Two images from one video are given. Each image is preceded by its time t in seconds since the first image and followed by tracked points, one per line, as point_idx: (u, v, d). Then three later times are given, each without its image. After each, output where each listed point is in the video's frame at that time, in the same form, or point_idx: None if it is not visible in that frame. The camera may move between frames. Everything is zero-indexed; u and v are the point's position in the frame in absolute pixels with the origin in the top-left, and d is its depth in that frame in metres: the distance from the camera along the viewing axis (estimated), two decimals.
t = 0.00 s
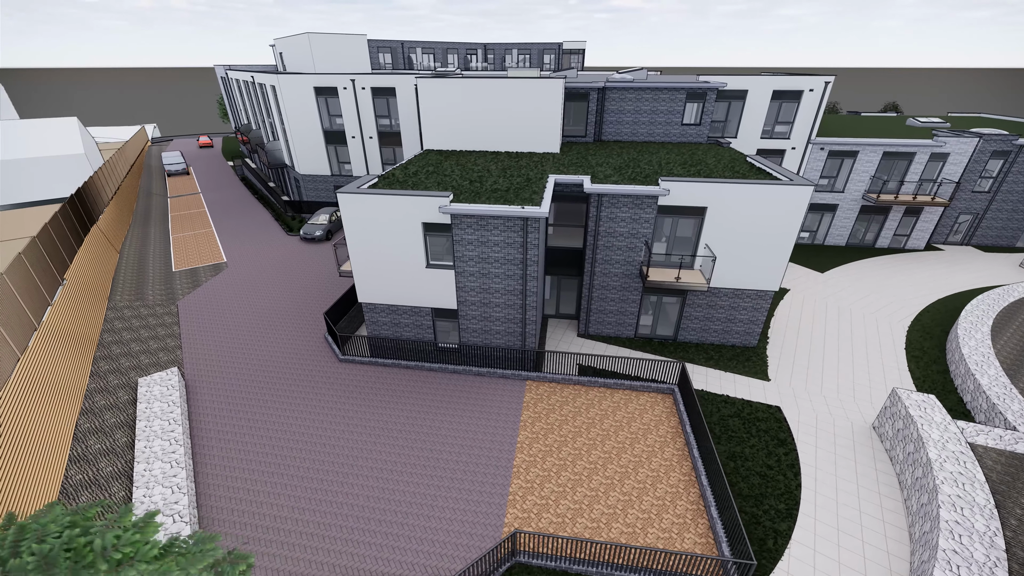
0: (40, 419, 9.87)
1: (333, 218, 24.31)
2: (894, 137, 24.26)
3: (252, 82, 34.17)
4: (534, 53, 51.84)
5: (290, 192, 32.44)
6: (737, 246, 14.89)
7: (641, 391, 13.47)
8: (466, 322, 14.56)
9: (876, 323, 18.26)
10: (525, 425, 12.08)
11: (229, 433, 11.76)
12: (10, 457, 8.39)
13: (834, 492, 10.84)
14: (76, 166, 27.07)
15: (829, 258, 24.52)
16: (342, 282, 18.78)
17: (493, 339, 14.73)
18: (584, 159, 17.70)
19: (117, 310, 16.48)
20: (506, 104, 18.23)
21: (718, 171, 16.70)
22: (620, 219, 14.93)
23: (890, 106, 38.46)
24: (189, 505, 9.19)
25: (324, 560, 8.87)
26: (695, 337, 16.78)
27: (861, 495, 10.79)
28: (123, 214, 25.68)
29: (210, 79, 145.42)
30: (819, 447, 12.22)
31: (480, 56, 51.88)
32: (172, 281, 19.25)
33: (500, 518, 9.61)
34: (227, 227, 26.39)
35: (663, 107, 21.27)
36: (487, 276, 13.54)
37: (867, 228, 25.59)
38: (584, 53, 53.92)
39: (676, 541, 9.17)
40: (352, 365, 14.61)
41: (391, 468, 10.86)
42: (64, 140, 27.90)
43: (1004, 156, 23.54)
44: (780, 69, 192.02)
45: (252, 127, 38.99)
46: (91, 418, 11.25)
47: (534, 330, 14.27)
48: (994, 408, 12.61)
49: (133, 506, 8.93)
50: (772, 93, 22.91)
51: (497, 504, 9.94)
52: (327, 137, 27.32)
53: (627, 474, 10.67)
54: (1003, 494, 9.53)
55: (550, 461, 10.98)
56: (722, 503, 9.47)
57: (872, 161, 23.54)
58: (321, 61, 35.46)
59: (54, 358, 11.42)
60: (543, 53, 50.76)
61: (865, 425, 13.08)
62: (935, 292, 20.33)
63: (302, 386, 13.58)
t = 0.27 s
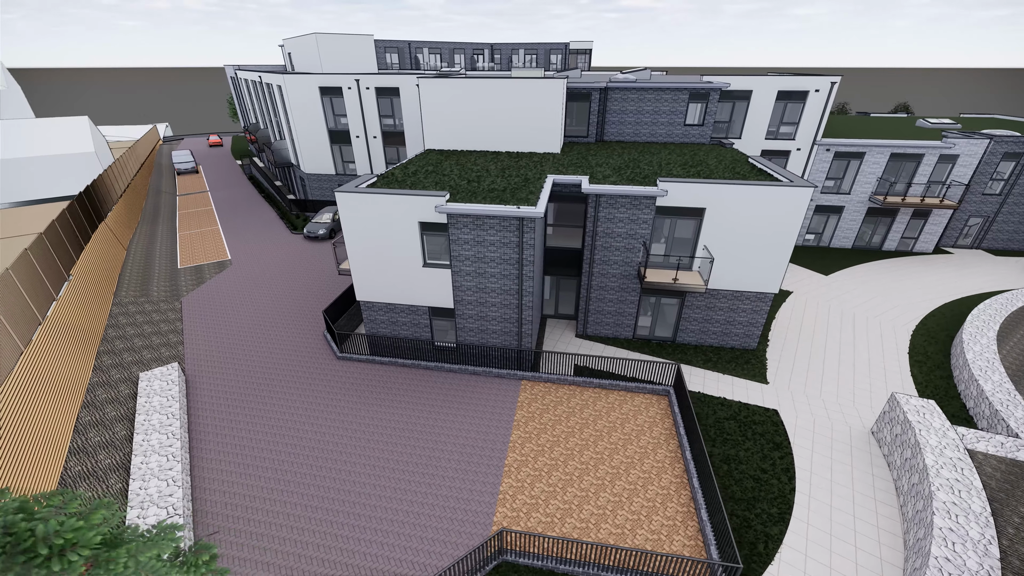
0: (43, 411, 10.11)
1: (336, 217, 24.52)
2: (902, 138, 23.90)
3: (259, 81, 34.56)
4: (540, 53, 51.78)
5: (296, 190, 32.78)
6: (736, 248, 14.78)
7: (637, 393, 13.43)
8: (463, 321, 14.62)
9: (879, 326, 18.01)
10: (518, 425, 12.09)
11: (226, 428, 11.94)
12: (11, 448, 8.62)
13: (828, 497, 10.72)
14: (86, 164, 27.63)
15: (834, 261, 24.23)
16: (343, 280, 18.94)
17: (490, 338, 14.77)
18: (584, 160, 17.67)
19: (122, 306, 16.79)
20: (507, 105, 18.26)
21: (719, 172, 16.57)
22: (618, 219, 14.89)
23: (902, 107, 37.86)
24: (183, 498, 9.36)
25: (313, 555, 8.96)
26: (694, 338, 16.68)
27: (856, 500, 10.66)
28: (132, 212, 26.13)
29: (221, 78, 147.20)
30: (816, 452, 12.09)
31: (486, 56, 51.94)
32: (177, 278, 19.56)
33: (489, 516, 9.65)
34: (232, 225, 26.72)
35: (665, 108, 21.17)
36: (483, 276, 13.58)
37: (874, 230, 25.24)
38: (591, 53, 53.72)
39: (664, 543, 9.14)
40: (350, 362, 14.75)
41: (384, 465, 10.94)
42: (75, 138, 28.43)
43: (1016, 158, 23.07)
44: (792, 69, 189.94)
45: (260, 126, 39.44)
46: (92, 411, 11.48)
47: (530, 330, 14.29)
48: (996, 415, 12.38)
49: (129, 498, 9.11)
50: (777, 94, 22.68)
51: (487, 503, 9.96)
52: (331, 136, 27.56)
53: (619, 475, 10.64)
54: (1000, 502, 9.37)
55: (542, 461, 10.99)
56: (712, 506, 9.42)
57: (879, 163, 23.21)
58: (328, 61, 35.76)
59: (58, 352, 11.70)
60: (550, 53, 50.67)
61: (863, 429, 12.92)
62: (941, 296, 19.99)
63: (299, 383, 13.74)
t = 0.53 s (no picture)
0: (45, 404, 10.35)
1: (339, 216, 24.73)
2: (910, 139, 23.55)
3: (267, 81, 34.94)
4: (547, 53, 51.72)
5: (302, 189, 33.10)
6: (735, 250, 14.69)
7: (632, 394, 13.39)
8: (459, 320, 14.68)
9: (883, 330, 17.77)
10: (511, 424, 12.11)
11: (224, 423, 12.12)
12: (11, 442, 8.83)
13: (822, 501, 10.62)
14: (96, 162, 28.10)
15: (839, 264, 23.95)
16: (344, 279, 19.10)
17: (486, 338, 14.81)
18: (584, 160, 17.65)
19: (127, 302, 17.09)
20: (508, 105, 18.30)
21: (719, 172, 16.45)
22: (616, 220, 14.86)
23: (913, 108, 37.28)
24: (177, 491, 9.51)
25: (303, 549, 9.05)
26: (692, 340, 16.59)
27: (850, 506, 10.54)
28: (140, 210, 26.57)
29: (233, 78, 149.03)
30: (811, 456, 11.97)
31: (493, 56, 52.03)
32: (181, 275, 19.86)
33: (478, 515, 9.68)
34: (238, 223, 27.04)
35: (668, 108, 21.07)
36: (479, 275, 13.64)
37: (880, 232, 24.89)
38: (598, 54, 53.56)
39: (652, 545, 9.11)
40: (348, 360, 14.88)
41: (376, 462, 11.02)
42: (85, 137, 28.92)
43: None
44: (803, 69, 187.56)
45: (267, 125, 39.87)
46: (93, 404, 11.72)
47: (527, 330, 14.30)
48: (998, 421, 12.17)
49: (125, 490, 9.30)
50: (782, 94, 22.46)
51: (476, 501, 10.00)
52: (336, 136, 27.79)
53: (610, 476, 10.62)
54: (997, 511, 9.20)
55: (533, 461, 11.00)
56: (702, 509, 9.37)
57: (886, 164, 22.90)
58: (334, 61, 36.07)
59: (62, 346, 11.96)
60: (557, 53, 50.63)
61: (861, 434, 12.76)
62: (948, 300, 19.67)
63: (297, 380, 13.90)
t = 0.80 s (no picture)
0: (46, 397, 10.55)
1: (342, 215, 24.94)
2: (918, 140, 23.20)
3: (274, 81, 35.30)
4: (553, 53, 51.63)
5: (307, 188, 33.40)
6: (733, 251, 14.58)
7: (627, 395, 13.35)
8: (456, 320, 14.75)
9: (886, 333, 17.53)
10: (504, 423, 12.14)
11: (222, 419, 12.28)
12: (10, 434, 9.00)
13: (815, 506, 10.53)
14: (104, 160, 28.56)
15: (844, 266, 23.66)
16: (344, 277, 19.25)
17: (483, 337, 14.86)
18: (584, 160, 17.62)
19: (131, 298, 17.38)
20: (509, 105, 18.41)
21: (720, 173, 16.33)
22: (613, 221, 14.83)
23: (924, 109, 36.69)
24: (173, 484, 9.64)
25: (294, 543, 9.14)
26: (691, 342, 16.51)
27: (844, 510, 10.44)
28: (148, 208, 27.00)
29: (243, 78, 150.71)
30: (807, 460, 11.86)
31: (499, 56, 52.07)
32: (186, 272, 20.16)
33: (468, 513, 9.72)
34: (243, 221, 27.37)
35: (670, 108, 20.97)
36: (475, 275, 13.68)
37: (886, 235, 24.55)
38: (605, 53, 53.35)
39: (640, 546, 9.09)
40: (345, 357, 15.01)
41: (369, 459, 11.10)
42: (94, 136, 29.42)
43: None
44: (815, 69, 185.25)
45: (275, 125, 40.30)
46: (94, 398, 11.93)
47: (523, 330, 14.32)
48: (1000, 428, 11.96)
49: (122, 482, 9.45)
50: (786, 95, 22.24)
51: (466, 499, 10.03)
52: (340, 135, 28.01)
53: (601, 477, 10.61)
54: (994, 519, 9.03)
55: (524, 460, 11.03)
56: (692, 511, 9.32)
57: (893, 166, 22.57)
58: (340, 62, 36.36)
59: (65, 341, 12.18)
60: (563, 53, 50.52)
61: (859, 438, 12.62)
62: (953, 304, 19.35)
63: (295, 377, 14.04)
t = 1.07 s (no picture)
0: (48, 390, 10.76)
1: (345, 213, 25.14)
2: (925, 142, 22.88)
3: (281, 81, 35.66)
4: (560, 53, 51.57)
5: (312, 187, 33.71)
6: (732, 252, 14.48)
7: (621, 396, 13.32)
8: (452, 319, 14.81)
9: (888, 337, 17.30)
10: (497, 422, 12.17)
11: (219, 414, 12.46)
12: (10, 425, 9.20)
13: (808, 510, 10.44)
14: (112, 158, 28.88)
15: (848, 269, 23.38)
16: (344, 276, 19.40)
17: (479, 336, 14.92)
18: (583, 160, 17.60)
19: (136, 294, 17.67)
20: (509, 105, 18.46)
21: (720, 174, 16.22)
22: (611, 221, 14.80)
23: (935, 109, 36.12)
24: (168, 477, 9.81)
25: (285, 537, 9.25)
26: (689, 343, 16.43)
27: (837, 515, 10.33)
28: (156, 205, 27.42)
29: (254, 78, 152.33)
30: (802, 463, 11.76)
31: (506, 56, 52.18)
32: (190, 269, 20.46)
33: (457, 510, 9.77)
34: (248, 219, 27.70)
35: (672, 109, 20.88)
36: (471, 274, 13.74)
37: (893, 237, 24.22)
38: (611, 54, 53.21)
39: (628, 548, 9.07)
40: (343, 355, 15.14)
41: (362, 455, 11.19)
42: (103, 133, 29.73)
43: None
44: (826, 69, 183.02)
45: (282, 124, 40.72)
46: (96, 392, 12.15)
47: (519, 329, 14.34)
48: (1001, 434, 11.75)
49: (119, 475, 9.64)
50: (791, 95, 22.01)
51: (456, 497, 10.08)
52: (344, 135, 28.23)
53: (591, 477, 10.61)
54: (989, 527, 8.89)
55: (516, 459, 11.05)
56: (681, 513, 9.28)
57: (899, 168, 22.27)
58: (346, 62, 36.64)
59: (69, 335, 12.43)
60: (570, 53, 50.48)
61: (856, 443, 12.48)
62: (959, 308, 19.06)
63: (292, 374, 14.19)
